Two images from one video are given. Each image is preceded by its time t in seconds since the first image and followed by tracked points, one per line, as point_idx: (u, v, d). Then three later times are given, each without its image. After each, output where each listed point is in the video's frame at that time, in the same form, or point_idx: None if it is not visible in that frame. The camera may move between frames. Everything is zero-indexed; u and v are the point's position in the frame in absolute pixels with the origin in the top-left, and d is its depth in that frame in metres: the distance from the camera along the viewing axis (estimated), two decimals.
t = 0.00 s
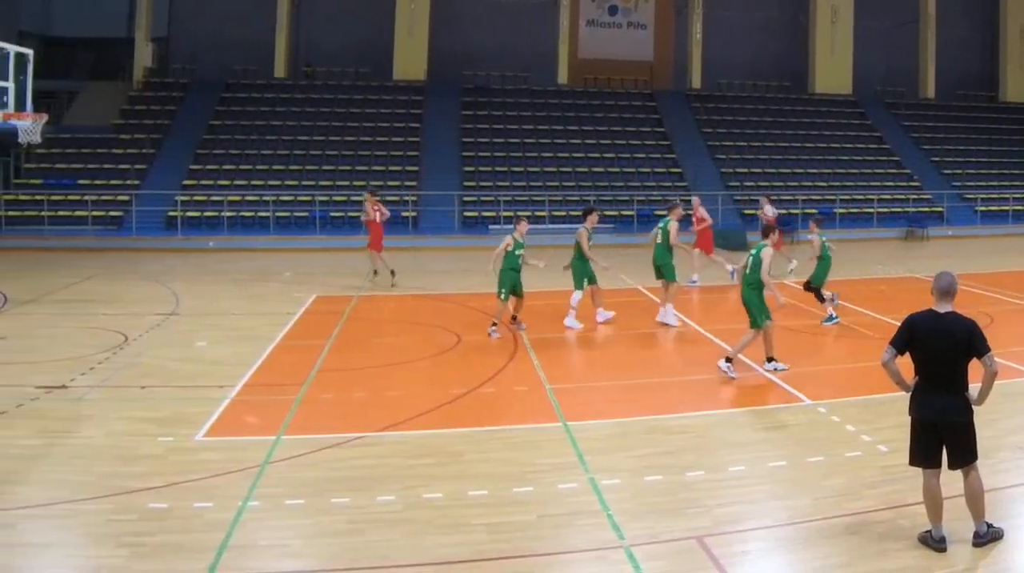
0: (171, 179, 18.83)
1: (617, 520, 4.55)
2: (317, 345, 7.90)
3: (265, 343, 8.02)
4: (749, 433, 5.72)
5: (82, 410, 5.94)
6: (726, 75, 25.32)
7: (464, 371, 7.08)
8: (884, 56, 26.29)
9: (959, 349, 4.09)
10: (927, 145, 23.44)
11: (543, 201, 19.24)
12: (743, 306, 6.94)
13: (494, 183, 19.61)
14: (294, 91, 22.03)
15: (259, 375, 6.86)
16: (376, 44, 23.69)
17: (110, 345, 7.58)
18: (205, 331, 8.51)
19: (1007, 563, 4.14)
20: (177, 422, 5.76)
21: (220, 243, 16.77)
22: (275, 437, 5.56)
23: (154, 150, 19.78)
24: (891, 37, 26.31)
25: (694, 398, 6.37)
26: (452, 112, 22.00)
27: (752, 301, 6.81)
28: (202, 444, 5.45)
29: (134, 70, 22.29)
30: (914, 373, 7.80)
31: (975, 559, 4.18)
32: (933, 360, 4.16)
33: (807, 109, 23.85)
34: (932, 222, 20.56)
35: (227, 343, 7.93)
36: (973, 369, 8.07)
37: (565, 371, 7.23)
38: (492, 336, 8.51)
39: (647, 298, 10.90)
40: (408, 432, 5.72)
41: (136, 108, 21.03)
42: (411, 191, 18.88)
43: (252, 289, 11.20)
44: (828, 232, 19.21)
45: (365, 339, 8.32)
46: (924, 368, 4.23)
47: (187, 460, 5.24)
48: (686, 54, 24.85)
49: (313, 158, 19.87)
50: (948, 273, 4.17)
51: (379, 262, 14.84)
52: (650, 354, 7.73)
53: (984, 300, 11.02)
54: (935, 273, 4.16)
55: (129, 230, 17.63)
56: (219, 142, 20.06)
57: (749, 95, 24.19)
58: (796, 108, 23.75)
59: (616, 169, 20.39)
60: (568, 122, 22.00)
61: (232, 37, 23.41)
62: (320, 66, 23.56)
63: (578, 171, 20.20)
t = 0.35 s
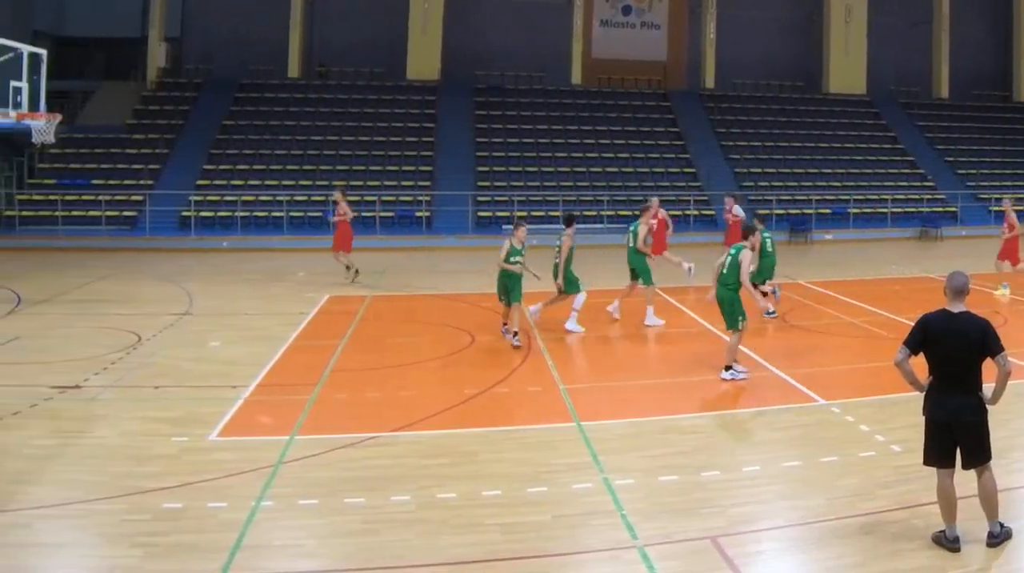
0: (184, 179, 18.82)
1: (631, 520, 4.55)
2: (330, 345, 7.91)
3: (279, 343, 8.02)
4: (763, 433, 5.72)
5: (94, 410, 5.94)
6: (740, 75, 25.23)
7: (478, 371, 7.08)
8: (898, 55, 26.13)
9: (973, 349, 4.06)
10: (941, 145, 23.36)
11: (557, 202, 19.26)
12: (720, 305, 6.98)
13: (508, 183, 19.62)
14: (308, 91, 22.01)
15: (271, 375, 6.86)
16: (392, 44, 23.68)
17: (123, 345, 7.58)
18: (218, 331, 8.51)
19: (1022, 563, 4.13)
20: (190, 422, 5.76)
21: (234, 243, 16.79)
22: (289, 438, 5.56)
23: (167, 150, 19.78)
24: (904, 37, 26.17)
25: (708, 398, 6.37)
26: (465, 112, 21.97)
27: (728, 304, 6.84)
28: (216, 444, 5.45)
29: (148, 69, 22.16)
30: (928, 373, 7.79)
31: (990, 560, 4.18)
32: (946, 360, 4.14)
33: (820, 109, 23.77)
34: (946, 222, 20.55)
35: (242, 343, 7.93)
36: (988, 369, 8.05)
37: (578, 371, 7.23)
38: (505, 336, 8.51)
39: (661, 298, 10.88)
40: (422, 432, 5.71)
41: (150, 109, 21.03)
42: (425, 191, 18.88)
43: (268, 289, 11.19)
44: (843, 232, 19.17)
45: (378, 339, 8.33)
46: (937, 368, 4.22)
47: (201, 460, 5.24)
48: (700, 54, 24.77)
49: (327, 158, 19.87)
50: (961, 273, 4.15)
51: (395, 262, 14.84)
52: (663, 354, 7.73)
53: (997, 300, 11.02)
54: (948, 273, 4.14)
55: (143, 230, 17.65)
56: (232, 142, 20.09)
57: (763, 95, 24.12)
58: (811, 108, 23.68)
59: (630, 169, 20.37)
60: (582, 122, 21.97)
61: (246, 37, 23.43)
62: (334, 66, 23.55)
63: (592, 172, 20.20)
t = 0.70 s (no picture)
0: (198, 179, 18.83)
1: (644, 520, 4.55)
2: (344, 345, 7.92)
3: (293, 343, 8.03)
4: (777, 433, 5.73)
5: (108, 410, 5.95)
6: (753, 75, 25.09)
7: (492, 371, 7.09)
8: (913, 55, 25.96)
9: (985, 349, 4.04)
10: (955, 145, 23.27)
11: (571, 202, 19.28)
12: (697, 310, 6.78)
13: (521, 183, 19.63)
14: (322, 91, 22.00)
15: (284, 374, 6.87)
16: (405, 45, 23.67)
17: (136, 345, 7.59)
18: (232, 331, 8.53)
19: None
20: (204, 422, 5.76)
21: (248, 243, 16.84)
22: (303, 437, 5.57)
23: (181, 150, 19.81)
24: (919, 36, 25.96)
25: (719, 398, 6.38)
26: (479, 112, 21.95)
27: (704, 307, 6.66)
28: (230, 444, 5.45)
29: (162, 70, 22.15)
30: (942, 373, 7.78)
31: (1003, 560, 4.17)
32: (960, 361, 4.11)
33: (833, 108, 23.65)
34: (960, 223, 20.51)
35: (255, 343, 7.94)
36: (1001, 370, 8.04)
37: (592, 371, 7.24)
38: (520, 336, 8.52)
39: (675, 298, 10.89)
40: (435, 432, 5.72)
41: (163, 109, 21.04)
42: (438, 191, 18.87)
43: (283, 289, 11.20)
44: (856, 232, 19.13)
45: (393, 339, 8.35)
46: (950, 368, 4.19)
47: (215, 460, 5.25)
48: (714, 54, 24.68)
49: (340, 158, 19.87)
50: (973, 273, 4.12)
51: (410, 262, 14.84)
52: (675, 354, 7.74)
53: (1011, 300, 11.01)
54: (959, 273, 4.10)
55: (157, 230, 17.68)
56: (246, 142, 20.10)
57: (777, 95, 24.01)
58: (825, 108, 23.58)
59: (644, 169, 20.36)
60: (596, 122, 21.93)
61: (260, 37, 23.42)
62: (348, 66, 23.55)
63: (606, 172, 20.20)
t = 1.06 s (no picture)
0: (210, 179, 18.84)
1: (657, 520, 4.55)
2: (356, 345, 7.94)
3: (306, 343, 8.05)
4: (789, 433, 5.73)
5: (120, 410, 5.96)
6: (766, 75, 25.01)
7: (504, 371, 7.10)
8: (926, 54, 25.78)
9: (999, 349, 4.02)
10: (968, 145, 23.19)
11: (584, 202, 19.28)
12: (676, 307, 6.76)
13: (533, 183, 19.63)
14: (335, 91, 22.01)
15: (296, 375, 6.87)
16: (418, 45, 23.64)
17: (148, 345, 7.60)
18: (243, 331, 8.54)
19: None
20: (216, 422, 5.76)
21: (260, 243, 16.87)
22: (315, 438, 5.57)
23: (193, 150, 19.82)
24: (932, 35, 25.80)
25: (732, 398, 6.39)
26: (490, 112, 21.92)
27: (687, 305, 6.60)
28: (243, 444, 5.45)
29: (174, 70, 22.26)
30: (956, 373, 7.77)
31: (1016, 560, 4.17)
32: (972, 360, 4.09)
33: (845, 108, 23.57)
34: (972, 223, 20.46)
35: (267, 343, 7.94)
36: (1014, 370, 8.02)
37: (604, 371, 7.25)
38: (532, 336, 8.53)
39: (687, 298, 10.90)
40: (447, 432, 5.72)
41: (176, 109, 21.03)
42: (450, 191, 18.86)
43: (296, 289, 11.21)
44: (869, 232, 19.11)
45: (406, 339, 8.36)
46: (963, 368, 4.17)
47: (228, 460, 5.25)
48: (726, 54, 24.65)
49: (352, 158, 19.86)
50: (984, 273, 4.10)
51: (423, 262, 14.84)
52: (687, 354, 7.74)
53: None
54: (972, 272, 4.08)
55: (169, 230, 17.69)
56: (258, 142, 20.09)
57: (789, 95, 23.96)
58: (839, 108, 23.49)
59: (657, 169, 20.35)
60: (609, 122, 21.90)
61: (272, 37, 23.41)
62: (360, 67, 23.55)
63: (618, 172, 20.18)
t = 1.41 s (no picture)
0: (224, 179, 18.81)
1: (670, 520, 4.55)
2: (369, 345, 7.96)
3: (319, 342, 8.06)
4: (803, 433, 5.73)
5: (133, 410, 5.97)
6: (780, 75, 24.98)
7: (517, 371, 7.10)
8: (940, 54, 25.72)
9: (1013, 349, 4.00)
10: (982, 145, 23.12)
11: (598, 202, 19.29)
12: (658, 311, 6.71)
13: (547, 183, 19.63)
14: (350, 90, 22.02)
15: (309, 375, 6.88)
16: (432, 45, 23.62)
17: (161, 346, 7.61)
18: (256, 331, 8.55)
19: None
20: (230, 422, 5.77)
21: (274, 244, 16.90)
22: (329, 437, 5.57)
23: (207, 150, 19.80)
24: (947, 35, 25.71)
25: (747, 398, 6.40)
26: (503, 112, 21.91)
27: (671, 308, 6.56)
28: (256, 444, 5.45)
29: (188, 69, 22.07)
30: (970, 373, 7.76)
31: None
32: (987, 360, 4.07)
33: (859, 108, 23.48)
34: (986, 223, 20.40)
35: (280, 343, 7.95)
36: None
37: (617, 371, 7.26)
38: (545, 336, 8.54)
39: (700, 298, 10.93)
40: (461, 432, 5.72)
41: (189, 108, 21.01)
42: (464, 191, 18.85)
43: (311, 289, 11.22)
44: (882, 233, 19.09)
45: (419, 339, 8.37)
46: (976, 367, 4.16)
47: (241, 460, 5.25)
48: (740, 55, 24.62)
49: (364, 157, 19.86)
50: (998, 273, 4.07)
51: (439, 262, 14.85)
52: (700, 354, 7.75)
53: None
54: (984, 272, 4.06)
55: (183, 230, 17.68)
56: (272, 142, 20.09)
57: (802, 95, 23.94)
58: (854, 108, 23.42)
59: (671, 169, 20.33)
60: (622, 122, 21.90)
61: (285, 37, 23.41)
62: (374, 67, 23.55)
63: (632, 172, 20.17)
